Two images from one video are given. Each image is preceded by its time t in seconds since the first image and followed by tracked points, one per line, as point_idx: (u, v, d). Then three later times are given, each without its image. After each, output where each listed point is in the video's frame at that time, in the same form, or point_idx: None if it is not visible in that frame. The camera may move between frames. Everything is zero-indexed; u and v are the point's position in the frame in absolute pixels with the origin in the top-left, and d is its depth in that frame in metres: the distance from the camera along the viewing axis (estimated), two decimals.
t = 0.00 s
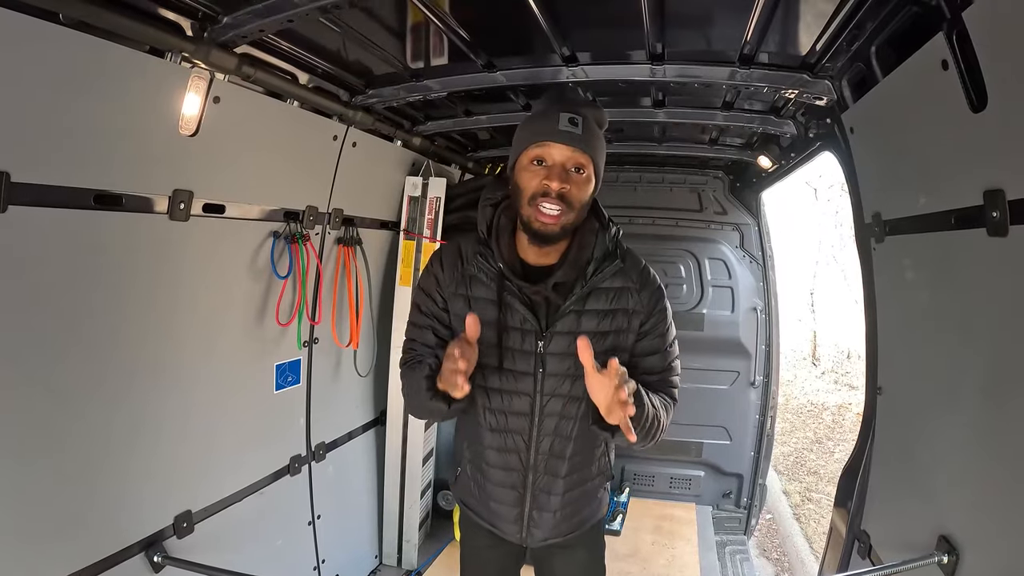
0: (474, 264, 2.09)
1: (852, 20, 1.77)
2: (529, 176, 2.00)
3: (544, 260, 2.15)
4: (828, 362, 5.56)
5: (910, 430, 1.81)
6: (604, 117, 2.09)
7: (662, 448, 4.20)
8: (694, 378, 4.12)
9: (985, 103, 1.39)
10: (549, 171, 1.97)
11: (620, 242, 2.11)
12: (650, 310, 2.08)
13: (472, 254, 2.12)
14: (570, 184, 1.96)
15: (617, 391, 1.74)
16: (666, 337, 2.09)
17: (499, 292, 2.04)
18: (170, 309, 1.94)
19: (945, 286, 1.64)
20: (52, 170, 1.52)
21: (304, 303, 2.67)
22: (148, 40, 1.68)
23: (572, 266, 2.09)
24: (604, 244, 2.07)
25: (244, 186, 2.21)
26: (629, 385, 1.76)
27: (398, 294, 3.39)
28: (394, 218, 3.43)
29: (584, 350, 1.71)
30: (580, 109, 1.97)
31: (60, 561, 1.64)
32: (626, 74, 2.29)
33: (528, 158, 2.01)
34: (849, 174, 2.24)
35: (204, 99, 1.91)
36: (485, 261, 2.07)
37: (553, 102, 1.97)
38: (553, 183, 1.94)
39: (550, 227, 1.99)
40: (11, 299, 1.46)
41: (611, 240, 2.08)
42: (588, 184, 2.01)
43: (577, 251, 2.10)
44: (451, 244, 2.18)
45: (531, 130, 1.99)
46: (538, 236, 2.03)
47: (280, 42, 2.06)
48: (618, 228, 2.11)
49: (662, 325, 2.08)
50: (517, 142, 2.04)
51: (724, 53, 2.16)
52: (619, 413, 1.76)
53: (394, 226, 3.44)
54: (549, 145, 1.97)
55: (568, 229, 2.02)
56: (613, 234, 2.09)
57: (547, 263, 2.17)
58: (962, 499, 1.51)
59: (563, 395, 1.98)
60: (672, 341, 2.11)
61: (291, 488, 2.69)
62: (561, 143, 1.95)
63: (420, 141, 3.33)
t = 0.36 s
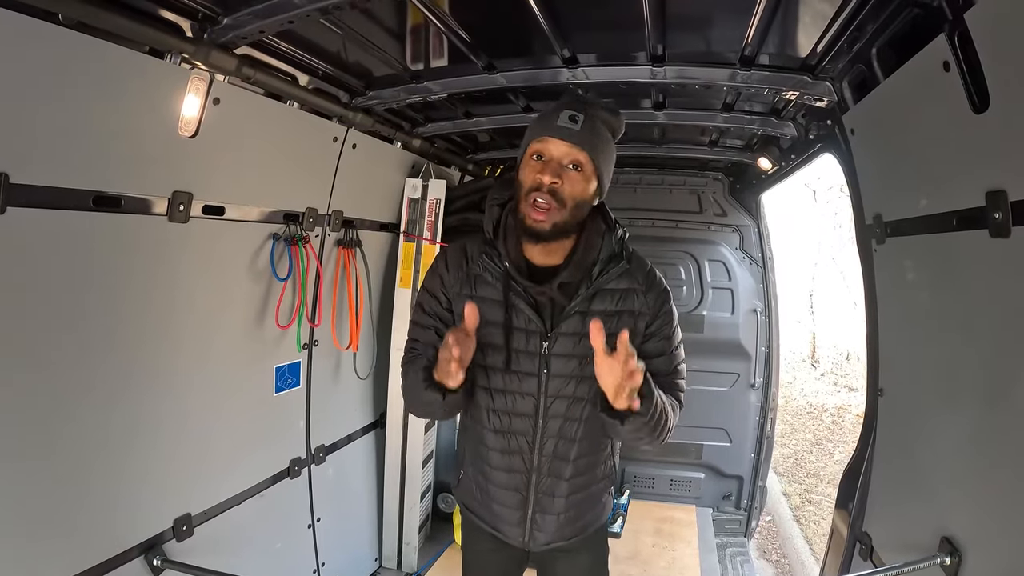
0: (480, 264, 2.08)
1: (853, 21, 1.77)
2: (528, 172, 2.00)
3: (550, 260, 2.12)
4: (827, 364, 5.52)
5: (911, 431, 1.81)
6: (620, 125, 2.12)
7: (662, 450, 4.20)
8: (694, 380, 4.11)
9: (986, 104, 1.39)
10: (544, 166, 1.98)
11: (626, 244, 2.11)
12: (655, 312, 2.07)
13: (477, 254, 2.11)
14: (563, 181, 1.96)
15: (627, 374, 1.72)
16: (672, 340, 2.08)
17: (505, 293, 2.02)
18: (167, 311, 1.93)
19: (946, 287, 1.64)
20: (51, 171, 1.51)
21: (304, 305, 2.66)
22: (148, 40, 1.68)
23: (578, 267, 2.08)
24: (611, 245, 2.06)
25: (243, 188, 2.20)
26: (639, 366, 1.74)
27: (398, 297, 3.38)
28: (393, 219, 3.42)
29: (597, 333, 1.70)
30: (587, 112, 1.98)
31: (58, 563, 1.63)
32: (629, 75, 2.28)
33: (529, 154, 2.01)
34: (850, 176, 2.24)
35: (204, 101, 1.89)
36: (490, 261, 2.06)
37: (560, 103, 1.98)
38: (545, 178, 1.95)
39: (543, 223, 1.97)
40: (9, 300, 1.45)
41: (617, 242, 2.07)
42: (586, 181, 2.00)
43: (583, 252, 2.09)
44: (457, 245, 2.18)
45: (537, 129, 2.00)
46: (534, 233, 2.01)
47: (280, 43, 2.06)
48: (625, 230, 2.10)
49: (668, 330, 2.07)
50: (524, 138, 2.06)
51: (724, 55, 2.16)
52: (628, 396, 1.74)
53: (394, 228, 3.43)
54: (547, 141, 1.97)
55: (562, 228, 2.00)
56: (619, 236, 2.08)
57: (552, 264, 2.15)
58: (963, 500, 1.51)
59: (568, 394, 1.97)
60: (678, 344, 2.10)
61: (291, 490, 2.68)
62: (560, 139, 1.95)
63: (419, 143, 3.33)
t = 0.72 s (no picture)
0: (480, 267, 2.09)
1: (853, 21, 1.77)
2: (544, 175, 1.98)
3: (551, 262, 2.13)
4: (827, 365, 5.46)
5: (912, 432, 1.81)
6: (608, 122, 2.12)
7: (662, 452, 4.19)
8: (694, 382, 4.11)
9: (987, 105, 1.39)
10: (563, 167, 1.96)
11: (627, 244, 2.10)
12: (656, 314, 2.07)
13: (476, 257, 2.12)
14: (586, 181, 1.95)
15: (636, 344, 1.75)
16: (676, 342, 2.07)
17: (505, 296, 2.02)
18: (166, 313, 1.93)
19: (946, 288, 1.64)
20: (48, 171, 1.50)
21: (302, 307, 2.65)
22: (147, 42, 1.67)
23: (578, 268, 2.08)
24: (611, 246, 2.06)
25: (242, 190, 2.19)
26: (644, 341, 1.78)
27: (397, 299, 3.37)
28: (392, 221, 3.41)
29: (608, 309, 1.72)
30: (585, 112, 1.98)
31: (55, 568, 1.62)
32: (627, 77, 2.28)
33: (541, 158, 1.99)
34: (849, 177, 2.24)
35: (202, 102, 1.89)
36: (490, 264, 2.07)
37: (555, 104, 1.98)
38: (571, 179, 1.92)
39: (567, 224, 1.94)
40: (6, 301, 1.44)
41: (618, 243, 2.07)
42: (599, 181, 2.01)
43: (583, 253, 2.10)
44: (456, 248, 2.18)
45: (532, 131, 2.01)
46: (555, 235, 1.98)
47: (279, 44, 2.05)
48: (626, 231, 2.10)
49: (673, 327, 2.06)
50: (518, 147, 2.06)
51: (723, 56, 2.15)
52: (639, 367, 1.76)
53: (392, 230, 3.42)
54: (562, 142, 1.96)
55: (579, 229, 1.99)
56: (619, 237, 2.08)
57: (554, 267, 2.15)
58: (964, 501, 1.51)
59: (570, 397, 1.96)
60: (681, 346, 2.09)
61: (290, 492, 2.67)
62: (573, 140, 1.95)
63: (418, 145, 3.31)
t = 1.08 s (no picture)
0: (477, 274, 2.08)
1: (849, 22, 1.77)
2: (526, 187, 2.00)
3: (549, 271, 2.12)
4: (826, 366, 5.47)
5: (910, 432, 1.81)
6: (613, 126, 2.10)
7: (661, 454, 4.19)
8: (692, 383, 4.11)
9: (984, 104, 1.39)
10: (543, 182, 1.97)
11: (626, 251, 2.10)
12: (655, 323, 2.06)
13: (474, 264, 2.10)
14: (564, 197, 1.96)
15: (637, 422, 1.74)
16: (671, 348, 2.09)
17: (503, 304, 2.01)
18: (165, 313, 1.93)
19: (943, 288, 1.64)
20: (47, 172, 1.50)
21: (300, 308, 2.65)
22: (144, 43, 1.67)
23: (577, 279, 2.05)
24: (610, 254, 2.06)
25: (240, 192, 2.20)
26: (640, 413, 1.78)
27: (395, 300, 3.37)
28: (390, 223, 3.41)
29: (608, 389, 1.69)
30: (581, 118, 1.97)
31: (51, 569, 1.61)
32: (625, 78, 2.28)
33: (525, 168, 2.01)
34: (847, 178, 2.24)
35: (200, 103, 1.89)
36: (488, 271, 2.05)
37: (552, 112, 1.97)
38: (546, 197, 1.93)
39: (543, 242, 1.98)
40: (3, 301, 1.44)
41: (617, 251, 2.07)
42: (585, 195, 1.99)
43: (582, 262, 2.08)
44: (454, 253, 2.17)
45: (529, 139, 1.99)
46: (535, 249, 2.02)
47: (276, 46, 2.05)
48: (625, 238, 2.10)
49: (669, 336, 2.08)
50: (516, 150, 2.05)
51: (721, 57, 2.16)
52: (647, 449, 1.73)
53: (390, 231, 3.42)
54: (544, 156, 1.96)
55: (565, 242, 2.01)
56: (618, 244, 2.08)
57: (550, 275, 2.14)
58: (962, 501, 1.51)
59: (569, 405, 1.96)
60: (677, 352, 2.11)
61: (288, 494, 2.67)
62: (556, 154, 1.94)
63: (417, 146, 3.31)
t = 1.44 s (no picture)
0: (472, 265, 2.10)
1: (843, 22, 1.77)
2: (528, 171, 1.99)
3: (543, 262, 2.12)
4: (824, 368, 5.66)
5: (906, 431, 1.81)
6: (608, 122, 2.09)
7: (658, 455, 4.18)
8: (690, 384, 4.10)
9: (977, 102, 1.39)
10: (546, 166, 1.97)
11: (620, 246, 2.11)
12: (648, 316, 2.07)
13: (470, 255, 2.12)
14: (567, 180, 1.95)
15: (627, 332, 1.72)
16: (666, 343, 2.06)
17: (497, 294, 2.03)
18: (161, 313, 1.93)
19: (939, 287, 1.64)
20: (42, 172, 1.50)
21: (296, 308, 2.65)
22: (140, 44, 1.67)
23: (571, 268, 2.09)
24: (605, 248, 2.06)
25: (236, 192, 2.20)
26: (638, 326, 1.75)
27: (391, 301, 3.37)
28: (386, 224, 3.41)
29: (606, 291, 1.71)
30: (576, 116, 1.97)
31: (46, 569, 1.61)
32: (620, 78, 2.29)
33: (527, 154, 2.01)
34: (843, 177, 2.24)
35: (195, 104, 1.90)
36: (483, 262, 2.07)
37: (549, 105, 1.98)
38: (550, 178, 1.93)
39: (546, 224, 1.95)
40: None
41: (611, 245, 2.07)
42: (586, 181, 1.99)
43: (577, 253, 2.11)
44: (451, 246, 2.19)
45: (531, 128, 2.00)
46: (535, 233, 1.99)
47: (272, 46, 2.05)
48: (620, 233, 2.10)
49: (663, 330, 2.06)
50: (517, 141, 2.06)
51: (718, 58, 2.16)
52: (620, 360, 1.76)
53: (387, 232, 3.42)
54: (547, 142, 1.97)
55: (568, 228, 1.99)
56: (613, 238, 2.08)
57: (546, 267, 2.15)
58: (959, 500, 1.50)
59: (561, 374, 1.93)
60: (671, 347, 2.09)
61: (284, 495, 2.66)
62: (560, 139, 1.94)
63: (413, 147, 3.30)
